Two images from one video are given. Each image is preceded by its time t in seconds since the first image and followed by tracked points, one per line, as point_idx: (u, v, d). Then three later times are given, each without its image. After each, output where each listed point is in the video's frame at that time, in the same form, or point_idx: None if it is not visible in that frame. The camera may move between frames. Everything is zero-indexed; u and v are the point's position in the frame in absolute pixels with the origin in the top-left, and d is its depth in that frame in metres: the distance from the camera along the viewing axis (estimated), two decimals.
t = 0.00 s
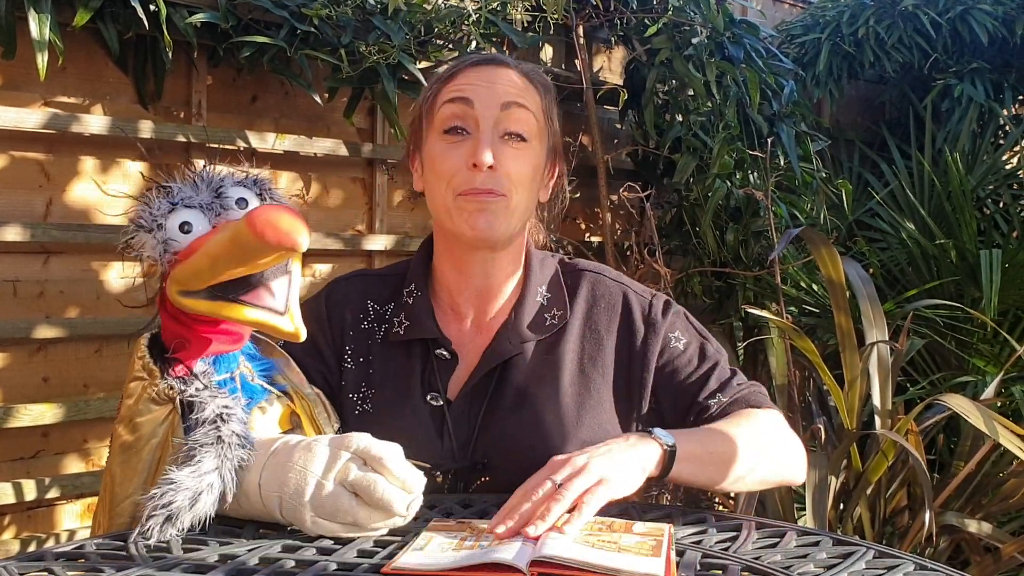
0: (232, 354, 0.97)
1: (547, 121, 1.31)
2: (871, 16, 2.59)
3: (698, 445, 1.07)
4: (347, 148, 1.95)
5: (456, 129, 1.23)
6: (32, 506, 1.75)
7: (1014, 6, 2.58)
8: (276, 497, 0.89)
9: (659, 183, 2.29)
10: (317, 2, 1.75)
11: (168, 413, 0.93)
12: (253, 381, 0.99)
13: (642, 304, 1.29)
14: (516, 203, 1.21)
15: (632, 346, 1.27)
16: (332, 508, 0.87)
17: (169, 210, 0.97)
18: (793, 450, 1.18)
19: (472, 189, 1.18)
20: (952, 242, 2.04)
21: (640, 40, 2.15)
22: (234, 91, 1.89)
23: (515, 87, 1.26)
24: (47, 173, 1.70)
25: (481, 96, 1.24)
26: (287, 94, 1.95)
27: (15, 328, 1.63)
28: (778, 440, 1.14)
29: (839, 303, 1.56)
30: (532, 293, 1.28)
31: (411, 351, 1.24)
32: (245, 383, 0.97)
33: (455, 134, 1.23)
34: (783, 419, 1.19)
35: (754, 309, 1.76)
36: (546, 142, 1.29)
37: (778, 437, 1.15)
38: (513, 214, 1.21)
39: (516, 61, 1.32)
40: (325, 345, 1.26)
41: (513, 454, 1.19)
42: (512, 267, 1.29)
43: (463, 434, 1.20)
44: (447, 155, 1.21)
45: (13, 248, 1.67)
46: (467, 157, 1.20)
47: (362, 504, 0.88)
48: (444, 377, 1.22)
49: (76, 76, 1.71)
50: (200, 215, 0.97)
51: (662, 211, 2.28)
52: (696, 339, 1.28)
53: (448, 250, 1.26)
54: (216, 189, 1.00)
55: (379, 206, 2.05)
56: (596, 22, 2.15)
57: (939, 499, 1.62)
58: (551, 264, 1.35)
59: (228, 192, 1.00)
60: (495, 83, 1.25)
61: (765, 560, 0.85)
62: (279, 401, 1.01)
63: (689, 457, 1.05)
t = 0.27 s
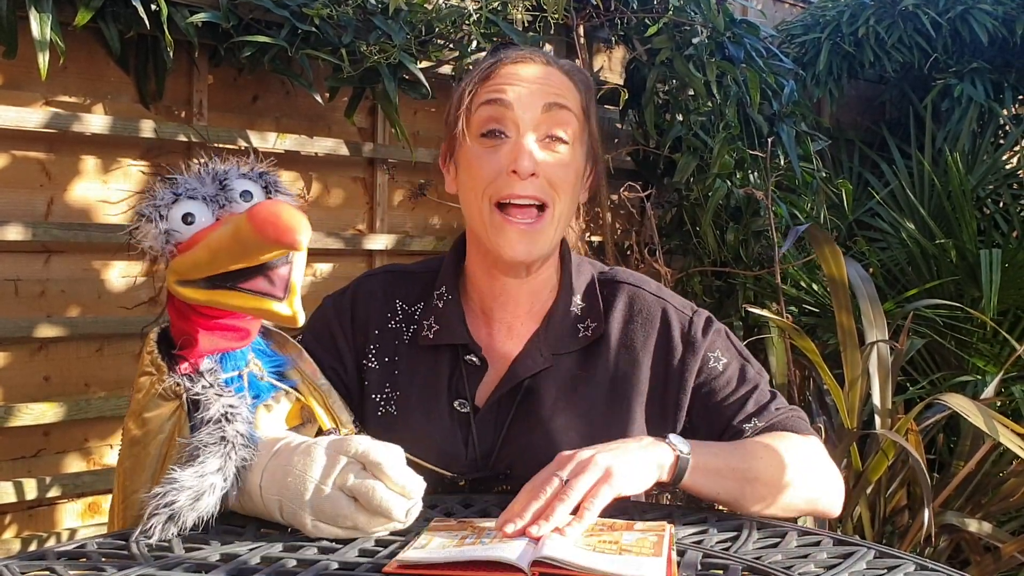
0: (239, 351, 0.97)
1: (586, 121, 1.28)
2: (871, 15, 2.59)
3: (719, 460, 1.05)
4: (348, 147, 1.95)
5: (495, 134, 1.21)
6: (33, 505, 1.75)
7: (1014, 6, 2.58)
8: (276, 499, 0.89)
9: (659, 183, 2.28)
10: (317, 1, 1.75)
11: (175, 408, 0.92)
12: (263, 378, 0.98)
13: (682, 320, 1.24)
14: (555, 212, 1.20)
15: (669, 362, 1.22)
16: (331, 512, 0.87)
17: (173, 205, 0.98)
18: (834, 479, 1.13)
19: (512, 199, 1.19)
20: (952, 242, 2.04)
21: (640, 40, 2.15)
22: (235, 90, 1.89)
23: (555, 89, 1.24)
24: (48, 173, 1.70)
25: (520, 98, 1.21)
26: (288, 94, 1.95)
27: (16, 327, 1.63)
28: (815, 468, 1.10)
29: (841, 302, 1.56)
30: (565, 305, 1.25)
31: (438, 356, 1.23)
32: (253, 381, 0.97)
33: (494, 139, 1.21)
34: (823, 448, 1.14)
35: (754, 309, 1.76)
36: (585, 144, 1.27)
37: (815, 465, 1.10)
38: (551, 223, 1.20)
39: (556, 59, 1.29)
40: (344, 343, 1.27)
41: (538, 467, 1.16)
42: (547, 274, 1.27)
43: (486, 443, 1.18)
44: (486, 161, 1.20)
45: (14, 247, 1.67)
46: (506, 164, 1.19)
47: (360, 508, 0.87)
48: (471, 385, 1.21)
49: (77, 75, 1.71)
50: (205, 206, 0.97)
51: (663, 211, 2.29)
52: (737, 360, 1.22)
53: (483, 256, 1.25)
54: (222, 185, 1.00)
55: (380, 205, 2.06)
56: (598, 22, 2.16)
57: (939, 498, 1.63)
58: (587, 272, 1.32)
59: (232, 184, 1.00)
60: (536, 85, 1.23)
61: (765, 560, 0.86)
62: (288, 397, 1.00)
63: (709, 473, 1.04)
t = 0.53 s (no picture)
0: (251, 348, 0.97)
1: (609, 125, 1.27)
2: (872, 14, 2.58)
3: (732, 465, 1.05)
4: (348, 147, 1.95)
5: (517, 138, 1.19)
6: (33, 505, 1.75)
7: (1016, 6, 2.58)
8: (280, 499, 0.89)
9: (660, 182, 2.24)
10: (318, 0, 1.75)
11: (184, 406, 0.92)
12: (272, 376, 0.98)
13: (700, 325, 1.23)
14: (575, 218, 1.19)
15: (687, 367, 1.20)
16: (333, 514, 0.87)
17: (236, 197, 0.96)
18: (855, 485, 1.11)
19: (532, 205, 1.18)
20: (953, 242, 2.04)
21: (641, 39, 2.14)
22: (235, 89, 1.89)
23: (578, 93, 1.21)
24: (48, 172, 1.70)
25: (543, 103, 1.19)
26: (288, 93, 1.94)
27: (15, 327, 1.63)
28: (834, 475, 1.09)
29: (842, 302, 1.56)
30: (582, 308, 1.24)
31: (452, 358, 1.22)
32: (263, 378, 0.97)
33: (515, 143, 1.19)
34: (845, 456, 1.12)
35: (755, 308, 1.76)
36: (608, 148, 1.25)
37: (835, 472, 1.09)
38: (571, 230, 1.19)
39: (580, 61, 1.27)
40: (356, 342, 1.26)
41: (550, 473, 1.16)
42: (565, 277, 1.26)
43: (496, 446, 1.18)
44: (507, 167, 1.18)
45: (14, 245, 1.67)
46: (528, 171, 1.17)
47: (362, 511, 0.87)
48: (483, 388, 1.20)
49: (77, 73, 1.71)
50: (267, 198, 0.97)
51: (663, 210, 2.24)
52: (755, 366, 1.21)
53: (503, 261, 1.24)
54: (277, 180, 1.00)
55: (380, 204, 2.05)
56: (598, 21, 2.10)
57: (940, 499, 1.62)
58: (606, 274, 1.31)
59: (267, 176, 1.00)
60: (559, 89, 1.21)
61: (767, 562, 0.85)
62: (297, 395, 1.00)
63: (723, 478, 1.04)
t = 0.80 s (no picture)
0: (275, 339, 0.96)
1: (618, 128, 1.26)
2: (873, 14, 2.58)
3: (733, 473, 1.05)
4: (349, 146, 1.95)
5: (524, 139, 1.19)
6: (33, 504, 1.75)
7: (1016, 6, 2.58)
8: (286, 488, 0.89)
9: (660, 182, 2.23)
10: None
11: (204, 387, 0.92)
12: (291, 368, 0.98)
13: (710, 330, 1.22)
14: (583, 220, 1.19)
15: (694, 372, 1.20)
16: (339, 509, 0.87)
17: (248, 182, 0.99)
18: (855, 502, 1.11)
19: (540, 205, 1.17)
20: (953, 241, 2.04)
21: (641, 38, 2.14)
22: (235, 89, 1.89)
23: (587, 94, 1.21)
24: (48, 171, 1.70)
25: (552, 104, 1.19)
26: (288, 92, 1.94)
27: (15, 327, 1.63)
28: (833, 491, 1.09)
29: (840, 303, 1.56)
30: (592, 310, 1.23)
31: (459, 358, 1.23)
32: (283, 370, 0.97)
33: (523, 143, 1.19)
34: (847, 473, 1.12)
35: (755, 307, 1.76)
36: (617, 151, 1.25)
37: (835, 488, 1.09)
38: (580, 231, 1.19)
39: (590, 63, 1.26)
40: (369, 338, 1.26)
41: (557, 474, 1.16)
42: (573, 280, 1.26)
43: (502, 447, 1.18)
44: (515, 167, 1.18)
45: (14, 244, 1.67)
46: (537, 172, 1.17)
47: (365, 508, 0.87)
48: (489, 387, 1.20)
49: (77, 73, 1.71)
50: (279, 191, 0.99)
51: (663, 210, 2.25)
52: (763, 373, 1.20)
53: (511, 262, 1.25)
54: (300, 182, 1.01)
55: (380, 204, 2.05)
56: (599, 21, 2.11)
57: (940, 499, 1.62)
58: (616, 276, 1.30)
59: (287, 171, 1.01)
60: (568, 90, 1.20)
61: (767, 564, 0.85)
62: (312, 393, 1.00)
63: (723, 485, 1.04)
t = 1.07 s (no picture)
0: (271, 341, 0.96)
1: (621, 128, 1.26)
2: (872, 13, 2.58)
3: (733, 474, 1.05)
4: (348, 145, 1.95)
5: (526, 138, 1.19)
6: (32, 503, 1.75)
7: (1015, 4, 2.58)
8: (283, 493, 0.89)
9: (659, 181, 2.22)
10: None
11: (198, 393, 0.92)
12: (289, 370, 0.98)
13: (713, 331, 1.22)
14: (586, 219, 1.18)
15: (696, 373, 1.20)
16: (335, 512, 0.87)
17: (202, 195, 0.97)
18: (855, 503, 1.11)
19: (543, 204, 1.17)
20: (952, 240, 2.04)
21: (641, 37, 2.13)
22: (234, 88, 1.88)
23: (589, 93, 1.21)
24: (47, 170, 1.70)
25: (555, 103, 1.19)
26: (288, 91, 1.94)
27: (14, 325, 1.63)
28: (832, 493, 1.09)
29: (839, 301, 1.56)
30: (596, 310, 1.22)
31: (461, 359, 1.22)
32: (280, 373, 0.97)
33: (525, 143, 1.19)
34: (846, 474, 1.12)
35: (755, 306, 1.76)
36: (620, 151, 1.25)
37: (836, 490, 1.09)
38: (582, 231, 1.19)
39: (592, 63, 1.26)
40: (370, 338, 1.27)
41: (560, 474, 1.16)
42: (576, 281, 1.26)
43: (505, 447, 1.18)
44: (517, 167, 1.18)
45: (13, 243, 1.67)
46: (539, 171, 1.17)
47: (362, 509, 0.87)
48: (492, 388, 1.20)
49: (76, 71, 1.71)
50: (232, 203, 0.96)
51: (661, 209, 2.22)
52: (766, 373, 1.21)
53: (513, 262, 1.25)
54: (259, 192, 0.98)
55: (379, 202, 2.05)
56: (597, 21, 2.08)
57: (939, 497, 1.62)
58: (620, 276, 1.30)
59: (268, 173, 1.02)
60: (571, 89, 1.20)
61: (766, 563, 0.85)
62: (311, 393, 1.00)
63: (723, 484, 1.04)
